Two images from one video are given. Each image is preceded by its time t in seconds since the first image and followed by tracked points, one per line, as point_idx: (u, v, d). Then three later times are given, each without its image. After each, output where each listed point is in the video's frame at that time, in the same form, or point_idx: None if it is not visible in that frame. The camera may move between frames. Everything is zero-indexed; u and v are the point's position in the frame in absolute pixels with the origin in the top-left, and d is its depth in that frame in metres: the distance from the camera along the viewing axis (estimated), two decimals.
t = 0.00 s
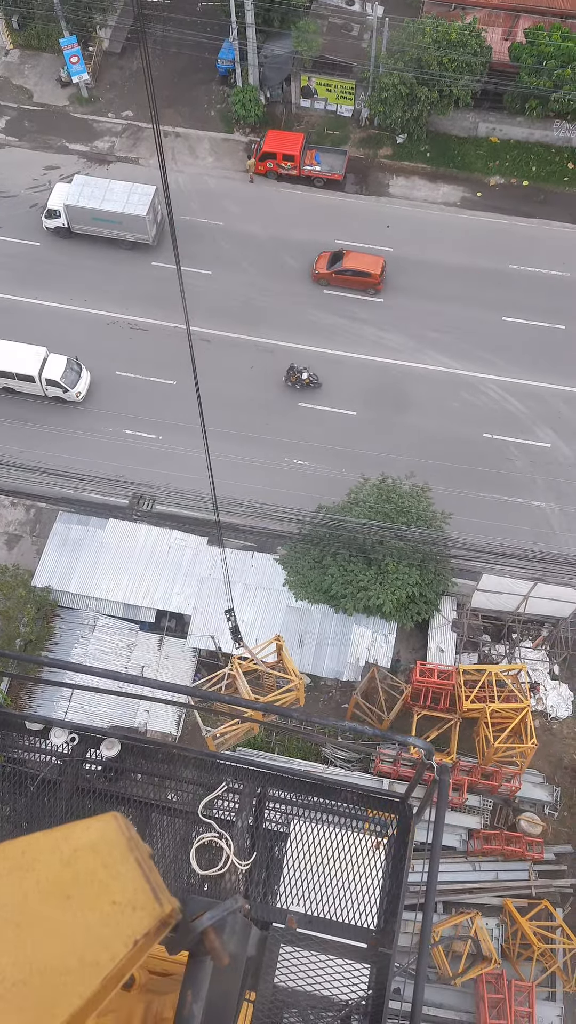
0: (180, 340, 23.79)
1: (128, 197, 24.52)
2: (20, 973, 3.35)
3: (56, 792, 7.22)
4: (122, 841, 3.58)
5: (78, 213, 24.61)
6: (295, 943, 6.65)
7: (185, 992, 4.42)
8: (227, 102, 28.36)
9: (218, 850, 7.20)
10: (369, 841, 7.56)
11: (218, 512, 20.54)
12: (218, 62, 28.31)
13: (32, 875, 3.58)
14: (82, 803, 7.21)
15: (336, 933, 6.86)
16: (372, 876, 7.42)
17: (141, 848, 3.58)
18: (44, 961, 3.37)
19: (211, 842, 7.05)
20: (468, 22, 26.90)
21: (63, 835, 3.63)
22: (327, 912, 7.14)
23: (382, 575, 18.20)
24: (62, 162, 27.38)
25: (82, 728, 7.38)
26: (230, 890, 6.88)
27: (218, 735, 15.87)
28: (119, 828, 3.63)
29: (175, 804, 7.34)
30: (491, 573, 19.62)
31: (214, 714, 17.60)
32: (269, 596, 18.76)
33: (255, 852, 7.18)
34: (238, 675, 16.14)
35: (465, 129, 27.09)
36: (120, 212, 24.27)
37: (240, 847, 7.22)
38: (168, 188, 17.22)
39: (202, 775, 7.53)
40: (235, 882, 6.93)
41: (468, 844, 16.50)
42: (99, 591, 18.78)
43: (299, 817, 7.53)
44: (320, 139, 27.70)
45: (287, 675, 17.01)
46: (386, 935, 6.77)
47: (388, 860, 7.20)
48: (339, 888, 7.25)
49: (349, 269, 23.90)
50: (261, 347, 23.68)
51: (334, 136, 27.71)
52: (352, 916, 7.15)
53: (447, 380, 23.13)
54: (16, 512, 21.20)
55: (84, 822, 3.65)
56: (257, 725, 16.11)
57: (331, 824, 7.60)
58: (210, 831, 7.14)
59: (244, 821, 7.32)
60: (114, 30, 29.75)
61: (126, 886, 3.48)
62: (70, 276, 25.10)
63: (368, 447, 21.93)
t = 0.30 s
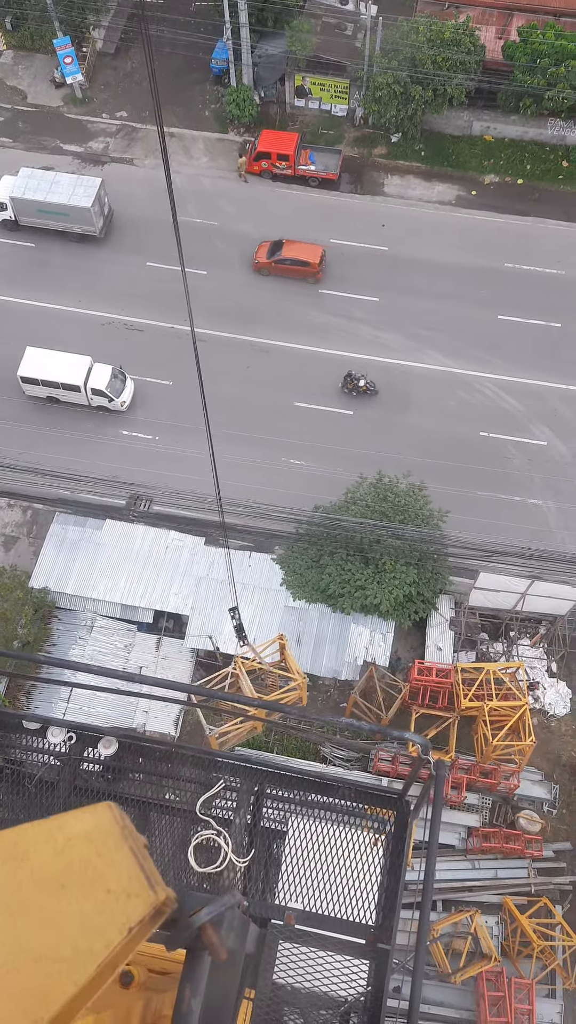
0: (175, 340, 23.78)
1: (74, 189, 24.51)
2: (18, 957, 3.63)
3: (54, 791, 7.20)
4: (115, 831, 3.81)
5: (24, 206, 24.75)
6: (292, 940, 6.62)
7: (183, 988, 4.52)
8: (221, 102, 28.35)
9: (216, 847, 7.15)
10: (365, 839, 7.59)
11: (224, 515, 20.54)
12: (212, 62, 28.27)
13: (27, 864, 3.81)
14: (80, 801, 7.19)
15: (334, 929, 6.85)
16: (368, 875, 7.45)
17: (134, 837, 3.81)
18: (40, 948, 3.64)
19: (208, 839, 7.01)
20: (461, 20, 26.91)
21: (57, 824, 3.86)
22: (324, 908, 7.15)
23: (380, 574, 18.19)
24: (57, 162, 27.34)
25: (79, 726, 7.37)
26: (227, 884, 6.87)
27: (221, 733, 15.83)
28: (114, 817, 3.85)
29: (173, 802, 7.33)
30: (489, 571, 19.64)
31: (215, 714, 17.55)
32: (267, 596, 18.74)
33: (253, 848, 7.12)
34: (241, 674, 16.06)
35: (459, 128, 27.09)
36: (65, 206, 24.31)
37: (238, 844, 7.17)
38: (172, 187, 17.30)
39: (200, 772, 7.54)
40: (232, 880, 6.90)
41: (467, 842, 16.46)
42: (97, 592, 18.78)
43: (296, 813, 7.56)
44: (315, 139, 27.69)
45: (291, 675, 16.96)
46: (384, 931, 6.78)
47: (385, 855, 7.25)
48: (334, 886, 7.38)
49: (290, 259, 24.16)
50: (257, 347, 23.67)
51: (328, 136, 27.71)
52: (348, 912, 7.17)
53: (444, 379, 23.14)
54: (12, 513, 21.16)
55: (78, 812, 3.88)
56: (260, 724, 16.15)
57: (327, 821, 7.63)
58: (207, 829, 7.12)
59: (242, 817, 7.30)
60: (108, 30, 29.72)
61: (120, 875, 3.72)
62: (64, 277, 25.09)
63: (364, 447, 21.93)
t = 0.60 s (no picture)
0: (171, 341, 23.78)
1: (19, 182, 24.40)
2: (15, 947, 3.74)
3: (52, 792, 7.22)
4: (109, 821, 3.93)
5: None
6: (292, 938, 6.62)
7: (180, 984, 4.52)
8: (215, 102, 28.33)
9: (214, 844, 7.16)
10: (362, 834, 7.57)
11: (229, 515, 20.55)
12: (206, 62, 28.25)
13: (21, 853, 3.93)
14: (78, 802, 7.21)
15: (332, 926, 6.88)
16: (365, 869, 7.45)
17: (129, 826, 3.95)
18: (35, 938, 3.75)
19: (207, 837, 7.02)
20: (455, 19, 26.93)
21: (53, 814, 3.97)
22: (322, 905, 7.15)
23: (377, 573, 18.22)
24: (51, 163, 27.31)
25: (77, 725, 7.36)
26: (225, 882, 6.89)
27: (225, 732, 15.82)
28: (108, 807, 3.97)
29: (171, 801, 7.34)
30: (486, 569, 19.67)
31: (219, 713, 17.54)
32: (264, 596, 18.71)
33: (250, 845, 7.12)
34: (244, 673, 16.06)
35: (453, 126, 27.09)
36: (11, 198, 24.20)
37: (235, 841, 7.18)
38: (173, 188, 17.30)
39: (198, 770, 7.55)
40: (231, 877, 6.91)
41: (466, 840, 16.54)
42: (94, 592, 18.78)
43: (293, 811, 7.59)
44: (309, 138, 27.69)
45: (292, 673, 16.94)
46: (382, 927, 6.80)
47: (383, 851, 7.21)
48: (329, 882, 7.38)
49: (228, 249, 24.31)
50: (253, 347, 23.67)
51: (322, 135, 27.71)
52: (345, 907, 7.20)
53: (440, 378, 23.16)
54: (9, 515, 21.14)
55: (74, 802, 3.99)
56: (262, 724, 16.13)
57: (324, 817, 7.64)
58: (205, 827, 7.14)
59: (240, 814, 7.32)
60: (101, 31, 29.70)
61: (115, 864, 3.85)
62: (59, 277, 25.06)
63: (361, 446, 21.94)
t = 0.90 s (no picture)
0: (166, 342, 23.77)
1: None
2: (9, 933, 3.81)
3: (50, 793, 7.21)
4: (101, 811, 3.88)
5: None
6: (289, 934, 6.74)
7: (179, 978, 4.59)
8: (209, 102, 28.32)
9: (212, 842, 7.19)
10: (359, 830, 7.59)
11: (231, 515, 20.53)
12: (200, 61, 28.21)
13: (15, 841, 3.94)
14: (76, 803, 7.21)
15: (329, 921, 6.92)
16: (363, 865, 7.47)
17: (121, 814, 3.91)
18: (28, 924, 3.81)
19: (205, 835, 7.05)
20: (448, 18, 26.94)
21: (46, 802, 3.96)
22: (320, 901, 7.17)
23: (374, 572, 18.28)
24: (46, 164, 27.27)
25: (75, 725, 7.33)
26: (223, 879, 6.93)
27: (228, 731, 15.85)
28: (101, 796, 3.92)
29: (170, 801, 7.33)
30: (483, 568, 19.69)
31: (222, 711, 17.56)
32: (262, 596, 18.71)
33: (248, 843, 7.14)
34: (248, 672, 16.06)
35: (447, 125, 27.09)
36: None
37: (233, 838, 7.20)
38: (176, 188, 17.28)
39: (196, 768, 7.52)
40: (229, 875, 6.94)
41: (464, 838, 16.57)
42: (92, 593, 18.76)
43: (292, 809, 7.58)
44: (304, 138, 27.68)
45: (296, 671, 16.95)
46: (380, 921, 6.83)
47: (381, 847, 7.25)
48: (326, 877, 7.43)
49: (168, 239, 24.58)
50: (248, 347, 23.67)
51: (316, 135, 27.70)
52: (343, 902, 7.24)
53: (435, 376, 23.17)
54: (6, 516, 21.14)
55: (66, 791, 3.95)
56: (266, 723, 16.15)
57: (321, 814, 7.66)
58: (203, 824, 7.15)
59: (238, 811, 7.33)
60: (94, 31, 29.67)
61: (108, 852, 3.84)
62: (53, 278, 25.05)
63: (357, 445, 21.94)
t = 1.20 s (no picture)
0: (161, 342, 23.77)
1: None
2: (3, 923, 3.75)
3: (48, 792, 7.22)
4: (95, 799, 3.95)
5: None
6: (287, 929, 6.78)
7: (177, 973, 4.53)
8: (203, 102, 28.30)
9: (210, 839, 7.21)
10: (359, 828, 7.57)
11: (232, 516, 20.51)
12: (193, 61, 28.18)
13: (9, 830, 3.94)
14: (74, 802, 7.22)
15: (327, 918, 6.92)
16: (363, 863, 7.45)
17: (115, 802, 3.96)
18: (22, 912, 3.76)
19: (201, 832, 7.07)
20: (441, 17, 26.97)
21: (40, 792, 4.01)
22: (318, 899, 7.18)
23: (371, 570, 18.28)
24: (40, 165, 27.25)
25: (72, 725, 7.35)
26: (221, 876, 6.95)
27: (229, 728, 15.85)
28: (94, 785, 4.00)
29: (168, 799, 7.33)
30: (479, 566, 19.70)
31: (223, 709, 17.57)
32: (259, 595, 18.70)
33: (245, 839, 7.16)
34: (249, 671, 15.92)
35: (441, 124, 27.12)
36: None
37: (231, 837, 7.21)
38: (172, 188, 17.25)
39: (193, 766, 7.52)
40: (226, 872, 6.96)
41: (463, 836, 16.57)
42: (88, 594, 18.76)
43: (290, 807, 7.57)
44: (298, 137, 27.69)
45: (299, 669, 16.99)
46: (378, 917, 6.79)
47: (379, 844, 7.24)
48: (326, 876, 7.42)
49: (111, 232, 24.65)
50: (244, 347, 23.66)
51: (311, 135, 27.72)
52: (342, 900, 7.22)
53: (431, 375, 23.18)
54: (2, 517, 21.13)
55: (61, 780, 4.03)
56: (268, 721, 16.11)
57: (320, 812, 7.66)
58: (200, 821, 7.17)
59: (235, 808, 7.36)
60: (87, 32, 29.65)
61: (102, 839, 3.86)
62: (48, 279, 25.03)
63: (353, 444, 21.94)
